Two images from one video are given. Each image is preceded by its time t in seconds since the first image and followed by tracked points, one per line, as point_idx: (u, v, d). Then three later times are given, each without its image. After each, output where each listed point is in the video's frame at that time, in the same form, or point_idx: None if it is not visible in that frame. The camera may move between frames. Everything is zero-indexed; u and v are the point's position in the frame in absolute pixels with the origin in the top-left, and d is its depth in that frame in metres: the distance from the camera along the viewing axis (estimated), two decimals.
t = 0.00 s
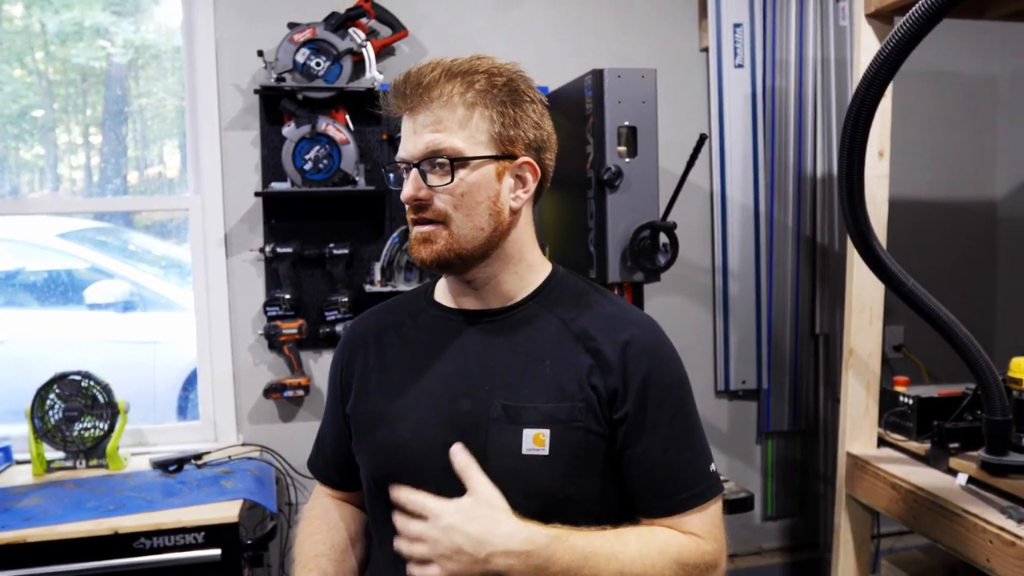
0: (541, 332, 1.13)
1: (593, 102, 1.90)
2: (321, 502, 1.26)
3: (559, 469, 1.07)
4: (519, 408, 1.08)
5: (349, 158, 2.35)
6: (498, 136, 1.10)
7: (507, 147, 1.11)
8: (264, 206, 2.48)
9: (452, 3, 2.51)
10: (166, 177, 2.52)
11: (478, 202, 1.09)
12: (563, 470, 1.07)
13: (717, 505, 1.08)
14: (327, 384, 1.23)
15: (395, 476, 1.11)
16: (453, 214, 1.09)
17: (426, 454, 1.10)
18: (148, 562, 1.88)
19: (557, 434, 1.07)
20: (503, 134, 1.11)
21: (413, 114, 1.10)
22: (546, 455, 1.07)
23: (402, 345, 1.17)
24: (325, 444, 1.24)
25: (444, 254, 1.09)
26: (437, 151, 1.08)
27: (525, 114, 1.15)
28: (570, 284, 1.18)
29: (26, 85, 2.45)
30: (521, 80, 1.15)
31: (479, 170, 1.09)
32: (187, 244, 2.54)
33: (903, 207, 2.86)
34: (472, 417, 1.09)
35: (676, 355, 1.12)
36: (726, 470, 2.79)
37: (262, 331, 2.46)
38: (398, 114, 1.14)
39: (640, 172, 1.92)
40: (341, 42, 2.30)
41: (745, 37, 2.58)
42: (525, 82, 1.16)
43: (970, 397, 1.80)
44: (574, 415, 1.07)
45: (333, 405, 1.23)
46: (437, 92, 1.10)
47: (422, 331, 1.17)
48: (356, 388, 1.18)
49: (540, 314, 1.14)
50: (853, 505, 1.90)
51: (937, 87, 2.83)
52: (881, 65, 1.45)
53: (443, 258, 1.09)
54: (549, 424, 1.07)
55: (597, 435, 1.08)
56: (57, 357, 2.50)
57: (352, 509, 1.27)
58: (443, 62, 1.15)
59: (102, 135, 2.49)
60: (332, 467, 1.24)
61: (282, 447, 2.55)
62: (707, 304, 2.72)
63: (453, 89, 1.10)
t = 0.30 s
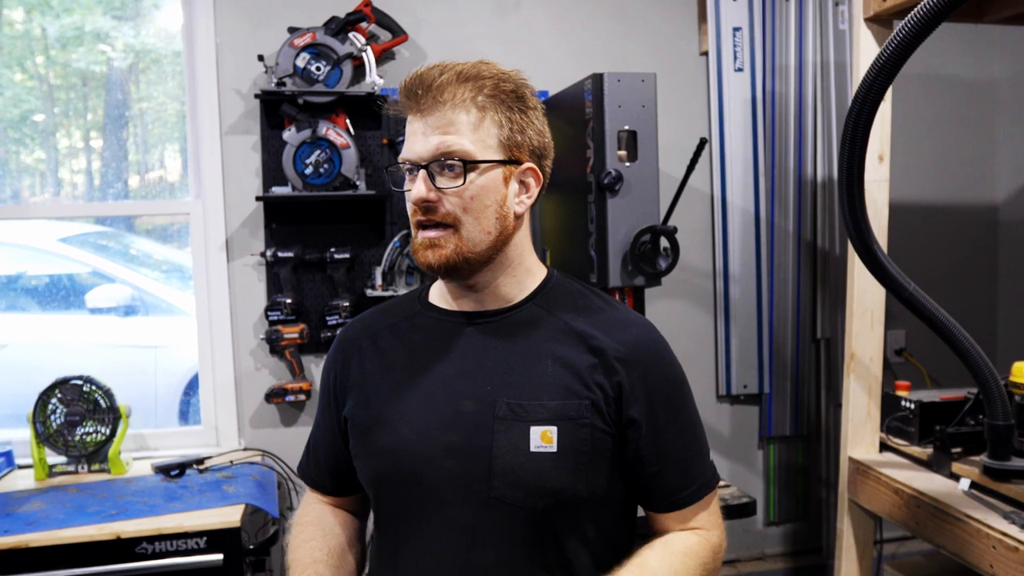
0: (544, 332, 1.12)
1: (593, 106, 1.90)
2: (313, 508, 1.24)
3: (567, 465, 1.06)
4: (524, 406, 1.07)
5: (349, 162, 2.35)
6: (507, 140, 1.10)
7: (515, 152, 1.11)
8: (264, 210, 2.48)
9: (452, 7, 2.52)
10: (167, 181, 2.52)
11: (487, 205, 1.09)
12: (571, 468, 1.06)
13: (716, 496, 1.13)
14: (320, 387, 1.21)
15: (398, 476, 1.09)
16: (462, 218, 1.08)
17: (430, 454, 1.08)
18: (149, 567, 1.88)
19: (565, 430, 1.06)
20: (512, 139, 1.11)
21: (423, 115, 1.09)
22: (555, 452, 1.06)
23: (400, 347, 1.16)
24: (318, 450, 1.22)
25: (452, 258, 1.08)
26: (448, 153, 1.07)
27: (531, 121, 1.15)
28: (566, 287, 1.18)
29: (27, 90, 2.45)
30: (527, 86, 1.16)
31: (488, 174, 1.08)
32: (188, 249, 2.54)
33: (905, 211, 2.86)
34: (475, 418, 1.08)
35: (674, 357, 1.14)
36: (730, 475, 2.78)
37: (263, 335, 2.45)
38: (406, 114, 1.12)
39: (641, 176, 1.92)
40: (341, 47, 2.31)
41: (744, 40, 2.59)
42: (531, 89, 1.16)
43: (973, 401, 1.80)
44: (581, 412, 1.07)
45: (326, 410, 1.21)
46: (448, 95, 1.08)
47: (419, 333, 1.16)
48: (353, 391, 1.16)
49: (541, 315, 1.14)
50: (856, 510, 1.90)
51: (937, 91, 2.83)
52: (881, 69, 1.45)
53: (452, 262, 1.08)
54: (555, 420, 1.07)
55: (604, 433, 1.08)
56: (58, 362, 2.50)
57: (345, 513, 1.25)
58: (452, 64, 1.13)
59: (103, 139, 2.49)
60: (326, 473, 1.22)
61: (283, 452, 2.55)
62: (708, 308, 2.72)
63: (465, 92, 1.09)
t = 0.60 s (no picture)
0: (562, 334, 1.14)
1: (607, 110, 1.90)
2: (323, 516, 1.22)
3: (591, 466, 1.07)
4: (548, 408, 1.08)
5: (363, 165, 2.36)
6: (529, 145, 1.12)
7: (535, 156, 1.12)
8: (279, 213, 2.49)
9: (466, 11, 2.53)
10: (181, 184, 2.54)
11: (509, 208, 1.09)
12: (595, 468, 1.07)
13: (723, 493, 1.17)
14: (328, 393, 1.19)
15: (417, 478, 1.09)
16: (485, 221, 1.09)
17: (451, 456, 1.07)
18: (165, 567, 1.89)
19: (590, 432, 1.07)
20: (533, 144, 1.12)
21: (446, 120, 1.09)
22: (579, 453, 1.07)
23: (413, 351, 1.15)
24: (327, 457, 1.20)
25: (474, 259, 1.09)
26: (472, 157, 1.08)
27: (549, 125, 1.16)
28: (578, 290, 1.20)
29: (43, 94, 2.48)
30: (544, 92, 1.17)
31: (510, 178, 1.09)
32: (203, 251, 2.56)
33: (920, 215, 2.85)
34: (496, 420, 1.08)
35: (688, 359, 1.15)
36: (743, 479, 2.77)
37: (277, 337, 2.46)
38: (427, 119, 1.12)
39: (655, 180, 1.92)
40: (356, 51, 2.32)
41: (759, 45, 2.58)
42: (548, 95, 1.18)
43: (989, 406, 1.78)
44: (603, 413, 1.08)
45: (335, 416, 1.19)
46: (471, 100, 1.09)
47: (433, 336, 1.16)
48: (366, 394, 1.15)
49: (558, 318, 1.15)
50: (871, 515, 1.89)
51: (952, 95, 2.82)
52: (898, 72, 1.45)
53: (473, 263, 1.09)
54: (579, 421, 1.08)
55: (626, 433, 1.10)
56: (73, 363, 2.52)
57: (355, 518, 1.24)
58: (471, 69, 1.14)
59: (118, 142, 2.51)
60: (335, 479, 1.20)
61: (298, 453, 2.57)
62: (721, 312, 2.71)
63: (488, 97, 1.10)
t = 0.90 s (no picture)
0: (572, 328, 1.14)
1: (615, 106, 1.90)
2: (325, 514, 1.22)
3: (604, 458, 1.08)
4: (559, 402, 1.08)
5: (370, 161, 2.36)
6: (542, 141, 1.12)
7: (548, 153, 1.13)
8: (285, 209, 2.50)
9: (473, 6, 2.53)
10: (188, 180, 2.54)
11: (524, 204, 1.10)
12: (607, 461, 1.08)
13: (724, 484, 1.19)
14: (333, 389, 1.19)
15: (428, 472, 1.08)
16: (501, 216, 1.09)
17: (463, 451, 1.07)
18: (173, 561, 1.90)
19: (601, 425, 1.08)
20: (546, 140, 1.13)
21: (462, 116, 1.09)
22: (592, 446, 1.08)
23: (421, 345, 1.15)
24: (333, 454, 1.19)
25: (488, 253, 1.09)
26: (488, 153, 1.08)
27: (561, 121, 1.17)
28: (587, 285, 1.20)
29: (50, 90, 2.48)
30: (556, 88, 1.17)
31: (526, 174, 1.10)
32: (210, 247, 2.56)
33: (927, 212, 2.84)
34: (507, 415, 1.08)
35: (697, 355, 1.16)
36: (748, 476, 2.77)
37: (284, 333, 2.47)
38: (441, 114, 1.12)
39: (662, 176, 1.91)
40: (363, 47, 2.32)
41: (766, 40, 2.57)
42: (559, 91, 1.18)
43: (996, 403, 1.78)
44: (614, 407, 1.09)
45: (340, 413, 1.19)
46: (487, 96, 1.09)
47: (440, 331, 1.16)
48: (374, 390, 1.15)
49: (567, 312, 1.15)
50: (878, 512, 1.89)
51: (961, 91, 2.81)
52: (907, 68, 1.45)
53: (487, 257, 1.09)
54: (592, 415, 1.08)
55: (636, 425, 1.10)
56: (80, 358, 2.53)
57: (359, 516, 1.24)
58: (485, 65, 1.14)
59: (125, 138, 2.52)
60: (341, 477, 1.20)
61: (303, 449, 2.58)
62: (727, 308, 2.71)
63: (504, 94, 1.10)
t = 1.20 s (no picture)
0: (569, 331, 1.14)
1: (610, 110, 1.90)
2: (314, 512, 1.22)
3: (601, 462, 1.08)
4: (557, 406, 1.08)
5: (366, 165, 2.36)
6: (541, 146, 1.13)
7: (547, 157, 1.14)
8: (281, 213, 2.50)
9: (469, 11, 2.53)
10: (184, 184, 2.54)
11: (524, 209, 1.11)
12: (605, 464, 1.08)
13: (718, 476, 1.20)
14: (327, 393, 1.19)
15: (424, 477, 1.09)
16: (501, 220, 1.10)
17: (459, 455, 1.08)
18: (168, 567, 1.89)
19: (598, 428, 1.08)
20: (545, 144, 1.13)
21: (462, 119, 1.10)
22: (589, 449, 1.08)
23: (416, 349, 1.15)
24: (326, 455, 1.19)
25: (489, 257, 1.09)
26: (489, 157, 1.08)
27: (559, 126, 1.18)
28: (583, 288, 1.20)
29: (46, 94, 2.48)
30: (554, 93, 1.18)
31: (526, 178, 1.10)
32: (205, 251, 2.56)
33: (921, 216, 2.85)
34: (504, 419, 1.09)
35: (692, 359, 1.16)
36: (744, 480, 2.77)
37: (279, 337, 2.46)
38: (442, 117, 1.12)
39: (657, 180, 1.92)
40: (359, 51, 2.32)
41: (761, 45, 2.58)
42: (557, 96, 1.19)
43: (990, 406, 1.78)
44: (612, 410, 1.09)
45: (335, 416, 1.19)
46: (488, 100, 1.09)
47: (436, 335, 1.16)
48: (370, 394, 1.15)
49: (564, 316, 1.15)
50: (873, 515, 1.89)
51: (955, 96, 2.82)
52: (900, 73, 1.45)
53: (488, 262, 1.09)
54: (589, 418, 1.08)
55: (633, 429, 1.10)
56: (75, 362, 2.53)
57: (348, 517, 1.24)
58: (485, 69, 1.15)
59: (121, 142, 2.52)
60: (334, 478, 1.20)
61: (299, 453, 2.57)
62: (722, 312, 2.71)
63: (505, 98, 1.10)
